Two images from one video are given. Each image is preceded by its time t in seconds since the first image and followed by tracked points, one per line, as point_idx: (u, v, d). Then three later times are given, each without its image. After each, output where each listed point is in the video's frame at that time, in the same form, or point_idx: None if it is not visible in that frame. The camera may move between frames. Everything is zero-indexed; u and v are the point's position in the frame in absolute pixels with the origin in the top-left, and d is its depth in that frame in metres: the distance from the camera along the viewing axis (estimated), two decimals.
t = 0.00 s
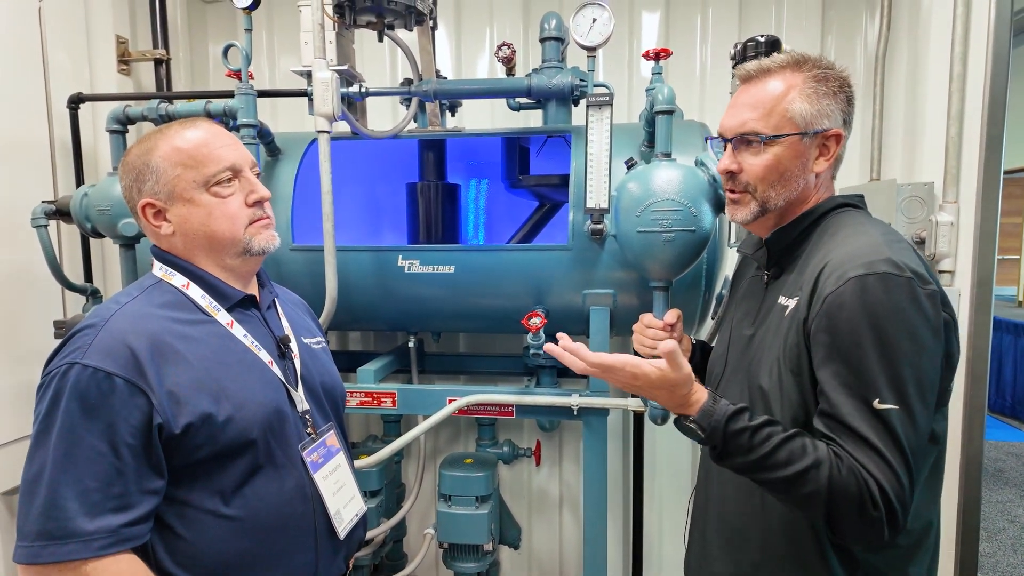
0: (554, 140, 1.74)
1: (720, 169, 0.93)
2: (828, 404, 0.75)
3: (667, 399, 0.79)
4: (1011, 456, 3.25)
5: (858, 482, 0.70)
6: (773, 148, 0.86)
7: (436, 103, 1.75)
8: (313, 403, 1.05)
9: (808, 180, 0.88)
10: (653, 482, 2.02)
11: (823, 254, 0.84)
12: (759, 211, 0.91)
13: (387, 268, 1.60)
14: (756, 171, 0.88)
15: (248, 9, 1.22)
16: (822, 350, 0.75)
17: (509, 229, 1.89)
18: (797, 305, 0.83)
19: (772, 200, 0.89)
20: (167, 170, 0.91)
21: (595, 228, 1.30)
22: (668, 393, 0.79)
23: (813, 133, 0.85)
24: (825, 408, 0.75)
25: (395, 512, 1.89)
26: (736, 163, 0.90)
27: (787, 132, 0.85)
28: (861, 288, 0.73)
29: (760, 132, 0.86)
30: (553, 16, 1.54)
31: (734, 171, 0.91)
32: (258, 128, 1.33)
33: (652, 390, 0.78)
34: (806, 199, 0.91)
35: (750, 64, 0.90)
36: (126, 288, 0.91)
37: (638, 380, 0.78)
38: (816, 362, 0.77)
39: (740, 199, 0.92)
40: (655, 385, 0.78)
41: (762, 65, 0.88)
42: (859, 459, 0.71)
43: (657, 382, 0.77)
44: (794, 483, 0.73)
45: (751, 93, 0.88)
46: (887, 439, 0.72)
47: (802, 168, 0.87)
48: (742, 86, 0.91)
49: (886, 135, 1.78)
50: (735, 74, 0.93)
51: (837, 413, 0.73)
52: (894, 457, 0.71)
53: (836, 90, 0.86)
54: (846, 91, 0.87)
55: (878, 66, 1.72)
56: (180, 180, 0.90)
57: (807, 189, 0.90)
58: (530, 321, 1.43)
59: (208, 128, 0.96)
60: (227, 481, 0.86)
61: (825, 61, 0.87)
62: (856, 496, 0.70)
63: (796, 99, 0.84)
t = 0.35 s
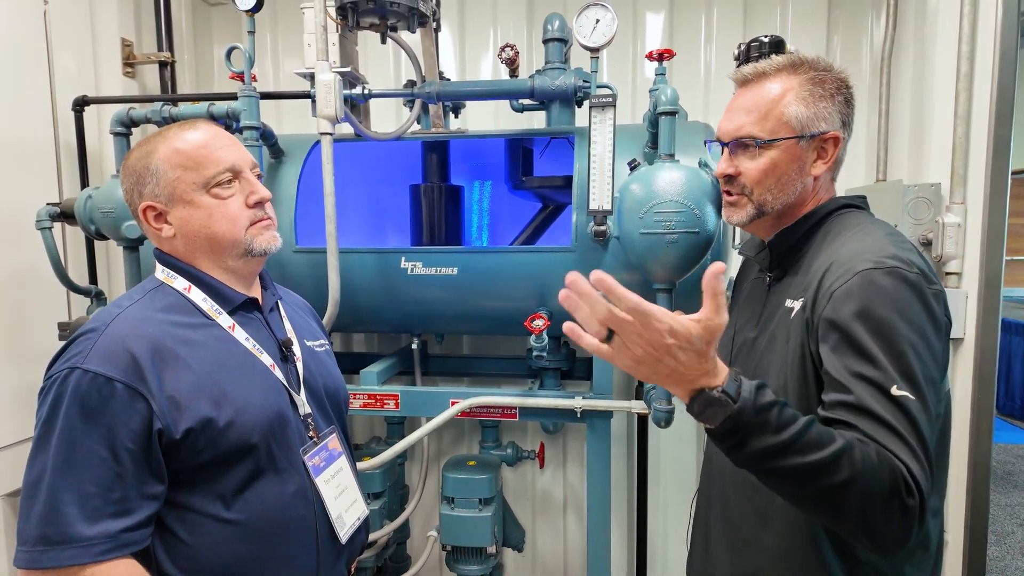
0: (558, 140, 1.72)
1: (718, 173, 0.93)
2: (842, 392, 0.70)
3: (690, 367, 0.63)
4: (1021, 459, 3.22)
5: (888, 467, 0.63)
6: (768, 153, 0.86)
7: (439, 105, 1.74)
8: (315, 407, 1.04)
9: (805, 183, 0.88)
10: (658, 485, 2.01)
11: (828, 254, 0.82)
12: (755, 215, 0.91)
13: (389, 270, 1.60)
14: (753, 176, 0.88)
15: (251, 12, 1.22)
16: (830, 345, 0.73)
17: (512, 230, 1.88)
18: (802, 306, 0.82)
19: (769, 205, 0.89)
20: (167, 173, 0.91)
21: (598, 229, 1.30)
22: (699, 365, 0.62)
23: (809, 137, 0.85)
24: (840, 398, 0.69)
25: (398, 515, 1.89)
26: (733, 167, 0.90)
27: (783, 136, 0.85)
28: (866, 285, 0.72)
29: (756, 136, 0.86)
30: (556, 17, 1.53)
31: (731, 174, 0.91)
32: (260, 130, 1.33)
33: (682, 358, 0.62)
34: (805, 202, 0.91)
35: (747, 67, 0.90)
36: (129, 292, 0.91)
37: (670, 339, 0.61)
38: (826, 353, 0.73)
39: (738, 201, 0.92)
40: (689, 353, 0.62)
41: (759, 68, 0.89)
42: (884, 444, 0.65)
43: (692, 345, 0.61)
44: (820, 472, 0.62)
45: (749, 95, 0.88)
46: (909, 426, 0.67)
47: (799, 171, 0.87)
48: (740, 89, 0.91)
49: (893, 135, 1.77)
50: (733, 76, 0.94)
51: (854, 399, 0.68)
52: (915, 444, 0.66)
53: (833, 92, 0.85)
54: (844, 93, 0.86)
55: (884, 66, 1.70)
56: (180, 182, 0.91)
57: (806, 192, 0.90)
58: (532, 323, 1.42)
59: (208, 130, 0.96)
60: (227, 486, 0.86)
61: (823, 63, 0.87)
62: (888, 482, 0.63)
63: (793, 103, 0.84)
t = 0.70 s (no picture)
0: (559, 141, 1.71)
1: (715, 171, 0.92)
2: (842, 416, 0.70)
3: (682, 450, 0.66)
4: None
5: (882, 499, 0.65)
6: (766, 152, 0.85)
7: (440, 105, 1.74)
8: (313, 411, 1.03)
9: (803, 184, 0.86)
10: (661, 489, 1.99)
11: (832, 260, 0.81)
12: (751, 214, 0.90)
13: (389, 271, 1.59)
14: (750, 176, 0.87)
15: (249, 13, 1.21)
16: (834, 360, 0.72)
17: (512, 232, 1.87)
18: (804, 313, 0.81)
19: (765, 205, 0.88)
20: (163, 173, 0.90)
21: (599, 231, 1.28)
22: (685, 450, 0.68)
23: (809, 137, 0.83)
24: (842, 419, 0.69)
25: (399, 518, 1.88)
26: (731, 166, 0.89)
27: (780, 135, 0.84)
28: (867, 300, 0.70)
29: (754, 135, 0.85)
30: (556, 17, 1.52)
31: (727, 174, 0.90)
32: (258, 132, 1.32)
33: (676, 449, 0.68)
34: (804, 204, 0.89)
35: (749, 65, 0.89)
36: (127, 295, 0.90)
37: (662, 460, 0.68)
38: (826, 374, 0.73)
39: (734, 199, 0.91)
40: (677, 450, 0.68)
41: (760, 67, 0.87)
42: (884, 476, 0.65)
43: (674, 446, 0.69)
44: (809, 515, 0.65)
45: (750, 93, 0.86)
46: (912, 450, 0.66)
47: (796, 173, 0.85)
48: (741, 87, 0.89)
49: (899, 135, 1.75)
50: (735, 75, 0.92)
51: (854, 423, 0.68)
52: (921, 471, 0.66)
53: (835, 93, 0.84)
54: (846, 94, 0.85)
55: (890, 65, 1.68)
56: (176, 182, 0.90)
57: (804, 194, 0.88)
58: (533, 326, 1.40)
59: (205, 129, 0.95)
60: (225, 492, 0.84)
61: (828, 63, 0.85)
62: (883, 513, 0.64)
63: (793, 103, 0.83)
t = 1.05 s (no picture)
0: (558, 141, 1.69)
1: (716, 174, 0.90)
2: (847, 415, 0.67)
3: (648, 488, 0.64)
4: None
5: (889, 505, 0.62)
6: (769, 155, 0.83)
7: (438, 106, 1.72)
8: (307, 419, 0.97)
9: (807, 186, 0.84)
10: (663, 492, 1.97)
11: (836, 261, 0.78)
12: (755, 219, 0.88)
13: (386, 273, 1.58)
14: (753, 178, 0.85)
15: (243, 13, 1.20)
16: (841, 360, 0.69)
17: (511, 233, 1.84)
18: (807, 316, 0.79)
19: (769, 209, 0.86)
20: (162, 175, 0.87)
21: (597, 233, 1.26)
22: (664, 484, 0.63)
23: (813, 139, 0.81)
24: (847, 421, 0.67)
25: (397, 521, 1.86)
26: (732, 168, 0.87)
27: (783, 138, 0.82)
28: (875, 299, 0.68)
29: (756, 138, 0.83)
30: (554, 16, 1.50)
31: (730, 177, 0.88)
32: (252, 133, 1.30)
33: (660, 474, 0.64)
34: (808, 206, 0.87)
35: (750, 64, 0.86)
36: (120, 297, 0.87)
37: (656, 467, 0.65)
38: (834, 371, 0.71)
39: (735, 203, 0.89)
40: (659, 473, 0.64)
41: (762, 66, 0.85)
42: (890, 483, 0.62)
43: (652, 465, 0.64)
44: (814, 539, 0.61)
45: (752, 95, 0.84)
46: (920, 454, 0.63)
47: (800, 175, 0.83)
48: (742, 88, 0.87)
49: (905, 134, 1.72)
50: (735, 74, 0.90)
51: (860, 420, 0.65)
52: (928, 473, 0.63)
53: (840, 93, 0.81)
54: (850, 93, 0.82)
55: (896, 64, 1.66)
56: (175, 186, 0.86)
57: (808, 196, 0.86)
58: (530, 328, 1.38)
59: (209, 132, 0.92)
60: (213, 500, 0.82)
61: (832, 61, 0.82)
62: (891, 522, 0.61)
63: (796, 104, 0.81)
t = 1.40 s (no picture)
0: (555, 145, 1.68)
1: (702, 178, 0.89)
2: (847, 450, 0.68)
3: None
4: None
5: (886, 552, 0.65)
6: (751, 158, 0.82)
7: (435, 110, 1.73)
8: (295, 424, 0.93)
9: (791, 192, 0.83)
10: (662, 498, 1.95)
11: (824, 271, 0.77)
12: (739, 222, 0.86)
13: (381, 278, 1.57)
14: (737, 181, 0.84)
15: (236, 17, 1.20)
16: (836, 381, 0.69)
17: (509, 237, 1.84)
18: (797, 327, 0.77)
19: (753, 213, 0.85)
20: (145, 181, 0.82)
21: (592, 238, 1.24)
22: None
23: (797, 143, 0.80)
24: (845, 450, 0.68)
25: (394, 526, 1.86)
26: (717, 172, 0.86)
27: (767, 141, 0.81)
28: (864, 320, 0.67)
29: (740, 140, 0.82)
30: (550, 19, 1.49)
31: (714, 180, 0.88)
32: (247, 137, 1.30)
33: None
34: (793, 210, 0.86)
35: (736, 67, 0.86)
36: (109, 304, 0.83)
37: None
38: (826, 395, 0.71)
39: (719, 206, 0.88)
40: None
41: (748, 69, 0.84)
42: (897, 522, 0.65)
43: None
44: None
45: (738, 97, 0.83)
46: (920, 479, 0.64)
47: (783, 179, 0.82)
48: (729, 90, 0.86)
49: (907, 137, 1.70)
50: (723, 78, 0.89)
51: (855, 453, 0.67)
52: (929, 503, 0.64)
53: (825, 97, 0.80)
54: (836, 97, 0.81)
55: (897, 66, 1.64)
56: (158, 190, 0.81)
57: (792, 202, 0.84)
58: (524, 334, 1.38)
59: (195, 136, 0.87)
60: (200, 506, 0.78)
61: (817, 65, 0.82)
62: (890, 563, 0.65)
63: (780, 107, 0.80)
